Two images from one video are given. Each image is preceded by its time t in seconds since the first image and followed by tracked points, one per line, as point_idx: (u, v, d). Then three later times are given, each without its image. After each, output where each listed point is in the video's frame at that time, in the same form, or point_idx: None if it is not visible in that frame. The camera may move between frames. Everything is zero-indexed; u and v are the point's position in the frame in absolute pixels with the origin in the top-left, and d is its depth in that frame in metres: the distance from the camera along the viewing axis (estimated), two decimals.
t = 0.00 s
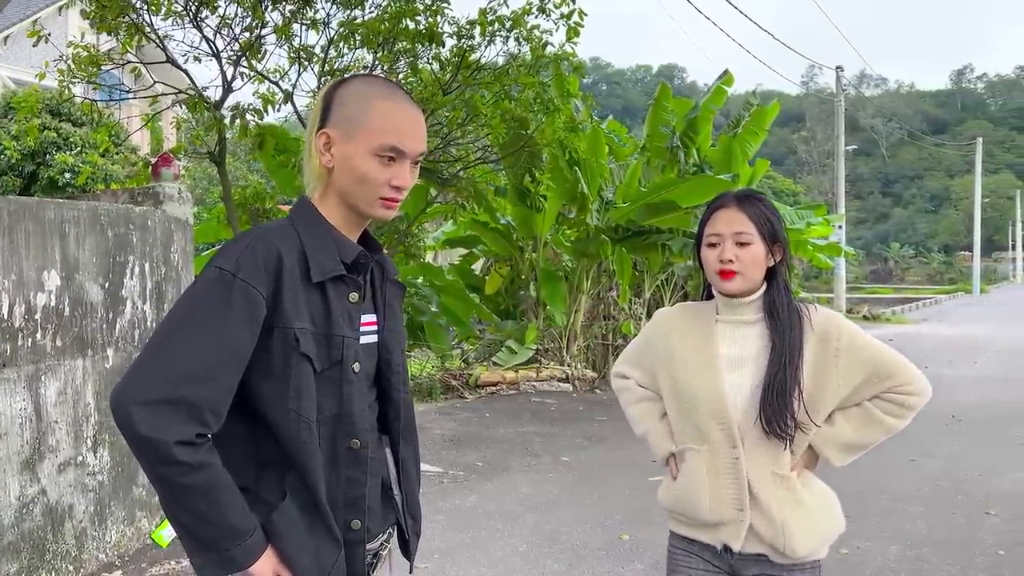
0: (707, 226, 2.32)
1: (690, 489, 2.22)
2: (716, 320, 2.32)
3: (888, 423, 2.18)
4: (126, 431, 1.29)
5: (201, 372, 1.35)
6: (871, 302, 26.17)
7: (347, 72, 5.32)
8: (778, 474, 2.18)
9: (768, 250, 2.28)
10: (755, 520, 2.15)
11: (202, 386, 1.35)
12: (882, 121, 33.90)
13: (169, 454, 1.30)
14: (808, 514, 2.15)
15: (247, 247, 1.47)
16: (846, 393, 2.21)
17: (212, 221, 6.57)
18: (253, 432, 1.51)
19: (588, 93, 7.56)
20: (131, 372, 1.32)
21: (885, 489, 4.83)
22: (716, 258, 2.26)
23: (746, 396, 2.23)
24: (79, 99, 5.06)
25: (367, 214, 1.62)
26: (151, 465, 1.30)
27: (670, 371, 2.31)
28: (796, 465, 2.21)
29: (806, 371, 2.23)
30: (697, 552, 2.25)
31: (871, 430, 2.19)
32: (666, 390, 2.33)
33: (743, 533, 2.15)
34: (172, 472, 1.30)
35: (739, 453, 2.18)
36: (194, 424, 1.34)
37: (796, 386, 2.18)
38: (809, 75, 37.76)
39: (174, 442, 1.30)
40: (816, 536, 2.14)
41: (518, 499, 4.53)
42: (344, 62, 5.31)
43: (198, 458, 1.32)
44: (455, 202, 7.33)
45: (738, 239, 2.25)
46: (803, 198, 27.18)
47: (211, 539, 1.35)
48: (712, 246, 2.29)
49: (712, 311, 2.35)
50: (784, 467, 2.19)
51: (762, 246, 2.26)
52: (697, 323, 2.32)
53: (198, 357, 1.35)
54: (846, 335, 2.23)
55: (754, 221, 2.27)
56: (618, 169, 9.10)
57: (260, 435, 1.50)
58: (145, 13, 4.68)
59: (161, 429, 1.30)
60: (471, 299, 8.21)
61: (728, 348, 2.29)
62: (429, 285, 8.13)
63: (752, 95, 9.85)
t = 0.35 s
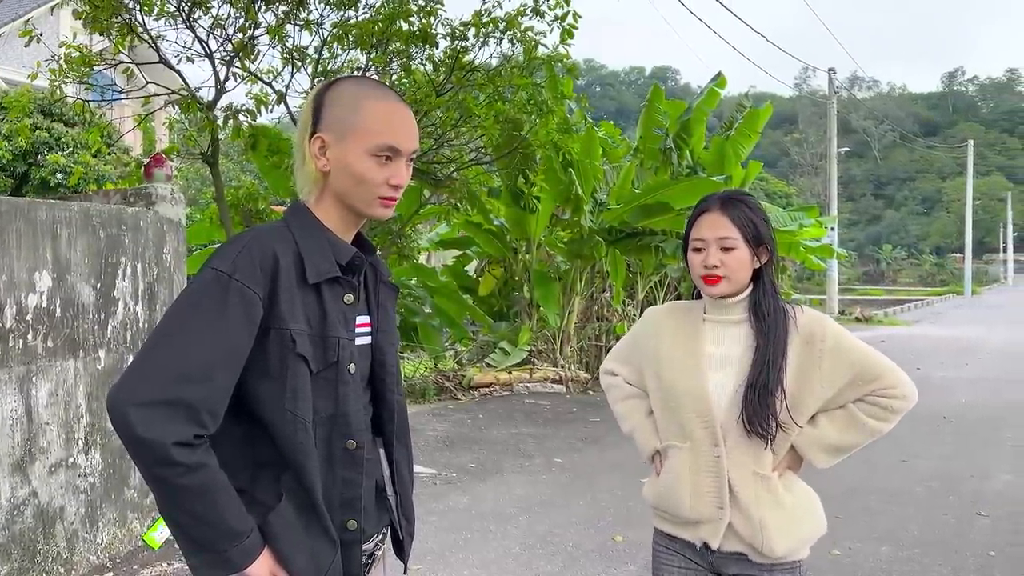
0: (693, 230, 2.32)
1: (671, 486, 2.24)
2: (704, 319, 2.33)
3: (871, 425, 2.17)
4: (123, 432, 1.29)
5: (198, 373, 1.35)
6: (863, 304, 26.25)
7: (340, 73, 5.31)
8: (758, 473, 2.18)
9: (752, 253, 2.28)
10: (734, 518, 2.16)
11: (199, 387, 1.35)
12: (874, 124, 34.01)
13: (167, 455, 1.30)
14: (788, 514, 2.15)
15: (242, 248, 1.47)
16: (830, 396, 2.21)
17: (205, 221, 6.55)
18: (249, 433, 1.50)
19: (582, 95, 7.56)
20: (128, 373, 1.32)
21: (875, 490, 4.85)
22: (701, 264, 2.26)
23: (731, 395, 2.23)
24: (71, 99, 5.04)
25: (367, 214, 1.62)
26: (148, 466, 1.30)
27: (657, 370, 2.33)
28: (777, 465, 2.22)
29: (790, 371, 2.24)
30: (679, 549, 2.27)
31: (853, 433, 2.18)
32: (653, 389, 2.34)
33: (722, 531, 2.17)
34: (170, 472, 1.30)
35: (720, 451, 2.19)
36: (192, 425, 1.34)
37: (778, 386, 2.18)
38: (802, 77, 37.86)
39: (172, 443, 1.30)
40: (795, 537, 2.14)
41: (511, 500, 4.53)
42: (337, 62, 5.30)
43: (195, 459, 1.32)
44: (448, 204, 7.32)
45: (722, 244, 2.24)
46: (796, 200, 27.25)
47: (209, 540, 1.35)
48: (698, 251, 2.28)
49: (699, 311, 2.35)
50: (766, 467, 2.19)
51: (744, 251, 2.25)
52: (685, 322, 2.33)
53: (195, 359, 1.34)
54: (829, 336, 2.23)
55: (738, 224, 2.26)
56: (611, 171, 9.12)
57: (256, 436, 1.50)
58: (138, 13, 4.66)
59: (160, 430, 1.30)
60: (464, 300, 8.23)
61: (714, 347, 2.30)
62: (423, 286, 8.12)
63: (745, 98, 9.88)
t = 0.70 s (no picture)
0: (675, 231, 2.32)
1: (660, 487, 2.24)
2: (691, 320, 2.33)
3: (859, 426, 2.18)
4: (117, 433, 1.29)
5: (192, 375, 1.34)
6: (857, 305, 26.28)
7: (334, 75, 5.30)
8: (745, 474, 2.19)
9: (734, 254, 2.28)
10: (722, 518, 2.16)
11: (193, 388, 1.34)
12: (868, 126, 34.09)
13: (160, 457, 1.29)
14: (776, 514, 2.16)
15: (236, 250, 1.46)
16: (818, 396, 2.22)
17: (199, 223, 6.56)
18: (243, 436, 1.50)
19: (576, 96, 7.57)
20: (122, 374, 1.32)
21: (868, 490, 4.86)
22: (683, 264, 2.27)
23: (719, 396, 2.23)
24: (64, 99, 5.02)
25: (370, 213, 1.63)
26: (141, 467, 1.30)
27: (646, 371, 2.33)
28: (766, 466, 2.22)
29: (779, 371, 2.24)
30: (669, 550, 2.27)
31: (841, 433, 2.19)
32: (643, 390, 2.34)
33: (711, 532, 2.17)
34: (163, 473, 1.30)
35: (709, 452, 2.19)
36: (186, 426, 1.33)
37: (766, 387, 2.19)
38: (796, 79, 37.96)
39: (166, 444, 1.30)
40: (783, 537, 2.15)
41: (505, 502, 4.52)
42: (330, 63, 5.29)
43: (188, 460, 1.32)
44: (442, 205, 7.30)
45: (703, 243, 2.25)
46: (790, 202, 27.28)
47: (202, 541, 1.34)
48: (680, 251, 2.29)
49: (687, 312, 2.36)
50: (753, 468, 2.20)
51: (726, 252, 2.26)
52: (674, 323, 2.34)
53: (188, 360, 1.34)
54: (816, 336, 2.24)
55: (719, 223, 2.26)
56: (606, 172, 9.17)
57: (249, 437, 1.50)
58: (131, 13, 4.65)
59: (154, 431, 1.30)
60: (458, 301, 8.26)
61: (703, 348, 2.30)
62: (417, 287, 8.11)
63: (739, 99, 9.91)
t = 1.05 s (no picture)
0: (662, 233, 2.32)
1: (651, 488, 2.25)
2: (679, 322, 2.33)
3: (847, 425, 2.18)
4: (114, 436, 1.28)
5: (188, 377, 1.34)
6: (852, 306, 26.33)
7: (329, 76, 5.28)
8: (734, 473, 2.19)
9: (719, 255, 2.27)
10: (712, 518, 2.16)
11: (188, 390, 1.34)
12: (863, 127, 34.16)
13: (156, 460, 1.29)
14: (765, 513, 2.16)
15: (232, 252, 1.46)
16: (805, 395, 2.22)
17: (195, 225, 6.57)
18: (240, 438, 1.50)
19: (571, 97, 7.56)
20: (118, 377, 1.31)
21: (863, 491, 4.87)
22: (668, 266, 2.27)
23: (707, 396, 2.23)
24: (58, 100, 5.01)
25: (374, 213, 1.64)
26: (138, 471, 1.29)
27: (636, 373, 2.33)
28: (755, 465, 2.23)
29: (766, 371, 2.24)
30: (661, 551, 2.27)
31: (830, 432, 2.19)
32: (634, 392, 2.34)
33: (702, 531, 2.18)
34: (160, 476, 1.29)
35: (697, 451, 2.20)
36: (182, 429, 1.33)
37: (753, 387, 2.19)
38: (791, 81, 38.02)
39: (162, 447, 1.29)
40: (774, 535, 2.15)
41: (500, 503, 4.51)
42: (325, 64, 5.27)
43: (184, 463, 1.31)
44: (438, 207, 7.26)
45: (688, 245, 2.25)
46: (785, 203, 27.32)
47: (199, 544, 1.34)
48: (666, 252, 2.29)
49: (675, 313, 2.35)
50: (742, 467, 2.20)
51: (712, 253, 2.26)
52: (663, 324, 2.34)
53: (185, 362, 1.34)
54: (803, 336, 2.24)
55: (705, 224, 2.26)
56: (602, 173, 9.33)
57: (247, 440, 1.49)
58: (126, 14, 4.63)
59: (150, 435, 1.29)
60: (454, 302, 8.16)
61: (692, 348, 2.30)
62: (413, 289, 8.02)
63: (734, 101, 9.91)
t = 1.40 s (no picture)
0: (659, 240, 2.30)
1: (644, 489, 2.25)
2: (673, 323, 2.33)
3: (838, 427, 2.18)
4: (117, 439, 1.28)
5: (193, 380, 1.33)
6: (848, 307, 26.36)
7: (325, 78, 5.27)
8: (725, 474, 2.19)
9: (713, 257, 2.27)
10: (704, 519, 2.16)
11: (193, 393, 1.34)
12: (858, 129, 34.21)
13: (160, 462, 1.28)
14: (756, 515, 2.16)
15: (239, 253, 1.46)
16: (797, 396, 2.22)
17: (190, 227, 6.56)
18: (243, 441, 1.49)
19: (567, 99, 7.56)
20: (122, 378, 1.30)
21: (860, 492, 4.87)
22: (664, 267, 2.27)
23: (699, 397, 2.23)
24: (53, 102, 5.00)
25: (382, 194, 1.68)
26: (140, 473, 1.29)
27: (631, 374, 2.33)
28: (748, 466, 2.23)
29: (756, 373, 2.23)
30: (655, 552, 2.27)
31: (822, 433, 2.19)
32: (628, 393, 2.34)
33: (694, 533, 2.18)
34: (163, 479, 1.29)
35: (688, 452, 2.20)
36: (186, 431, 1.32)
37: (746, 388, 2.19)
38: (787, 83, 38.08)
39: (166, 450, 1.29)
40: (765, 537, 2.15)
41: (497, 505, 4.51)
42: (320, 65, 5.25)
43: (187, 466, 1.31)
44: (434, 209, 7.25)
45: (683, 246, 2.25)
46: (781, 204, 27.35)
47: (198, 548, 1.33)
48: (661, 254, 2.29)
49: (668, 313, 2.35)
50: (734, 469, 2.20)
51: (709, 252, 2.26)
52: (659, 325, 2.34)
53: (190, 364, 1.33)
54: (795, 336, 2.24)
55: (698, 224, 2.27)
56: (599, 173, 9.37)
57: (250, 442, 1.49)
58: (122, 16, 4.62)
59: (154, 437, 1.29)
60: (451, 305, 8.19)
61: (685, 350, 2.30)
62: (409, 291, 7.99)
63: (729, 102, 9.91)
